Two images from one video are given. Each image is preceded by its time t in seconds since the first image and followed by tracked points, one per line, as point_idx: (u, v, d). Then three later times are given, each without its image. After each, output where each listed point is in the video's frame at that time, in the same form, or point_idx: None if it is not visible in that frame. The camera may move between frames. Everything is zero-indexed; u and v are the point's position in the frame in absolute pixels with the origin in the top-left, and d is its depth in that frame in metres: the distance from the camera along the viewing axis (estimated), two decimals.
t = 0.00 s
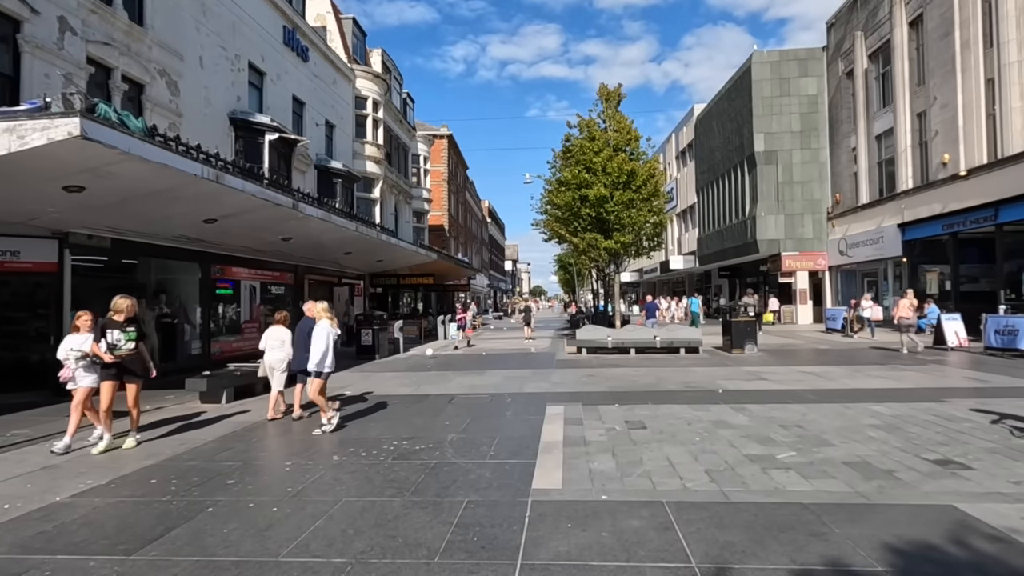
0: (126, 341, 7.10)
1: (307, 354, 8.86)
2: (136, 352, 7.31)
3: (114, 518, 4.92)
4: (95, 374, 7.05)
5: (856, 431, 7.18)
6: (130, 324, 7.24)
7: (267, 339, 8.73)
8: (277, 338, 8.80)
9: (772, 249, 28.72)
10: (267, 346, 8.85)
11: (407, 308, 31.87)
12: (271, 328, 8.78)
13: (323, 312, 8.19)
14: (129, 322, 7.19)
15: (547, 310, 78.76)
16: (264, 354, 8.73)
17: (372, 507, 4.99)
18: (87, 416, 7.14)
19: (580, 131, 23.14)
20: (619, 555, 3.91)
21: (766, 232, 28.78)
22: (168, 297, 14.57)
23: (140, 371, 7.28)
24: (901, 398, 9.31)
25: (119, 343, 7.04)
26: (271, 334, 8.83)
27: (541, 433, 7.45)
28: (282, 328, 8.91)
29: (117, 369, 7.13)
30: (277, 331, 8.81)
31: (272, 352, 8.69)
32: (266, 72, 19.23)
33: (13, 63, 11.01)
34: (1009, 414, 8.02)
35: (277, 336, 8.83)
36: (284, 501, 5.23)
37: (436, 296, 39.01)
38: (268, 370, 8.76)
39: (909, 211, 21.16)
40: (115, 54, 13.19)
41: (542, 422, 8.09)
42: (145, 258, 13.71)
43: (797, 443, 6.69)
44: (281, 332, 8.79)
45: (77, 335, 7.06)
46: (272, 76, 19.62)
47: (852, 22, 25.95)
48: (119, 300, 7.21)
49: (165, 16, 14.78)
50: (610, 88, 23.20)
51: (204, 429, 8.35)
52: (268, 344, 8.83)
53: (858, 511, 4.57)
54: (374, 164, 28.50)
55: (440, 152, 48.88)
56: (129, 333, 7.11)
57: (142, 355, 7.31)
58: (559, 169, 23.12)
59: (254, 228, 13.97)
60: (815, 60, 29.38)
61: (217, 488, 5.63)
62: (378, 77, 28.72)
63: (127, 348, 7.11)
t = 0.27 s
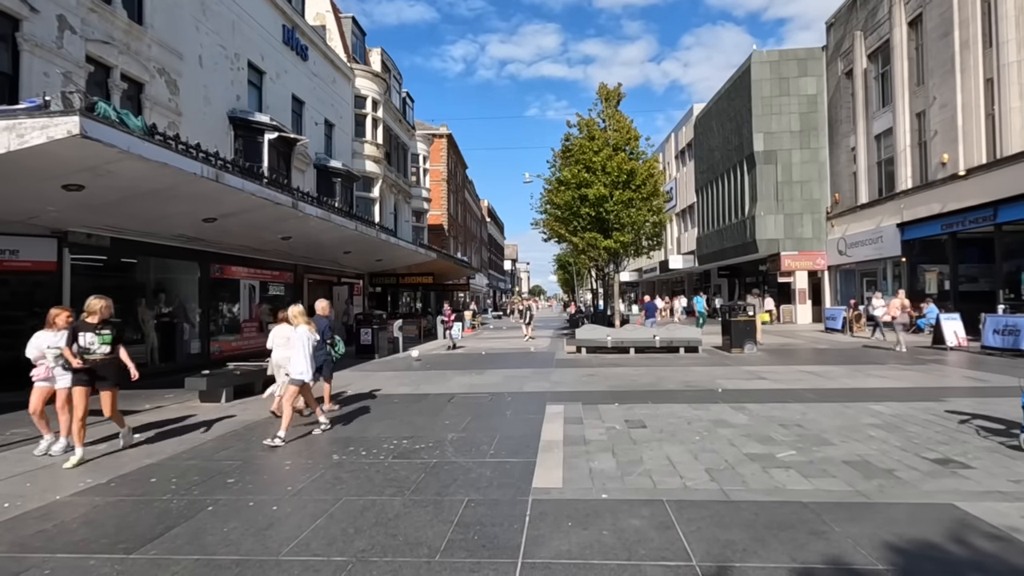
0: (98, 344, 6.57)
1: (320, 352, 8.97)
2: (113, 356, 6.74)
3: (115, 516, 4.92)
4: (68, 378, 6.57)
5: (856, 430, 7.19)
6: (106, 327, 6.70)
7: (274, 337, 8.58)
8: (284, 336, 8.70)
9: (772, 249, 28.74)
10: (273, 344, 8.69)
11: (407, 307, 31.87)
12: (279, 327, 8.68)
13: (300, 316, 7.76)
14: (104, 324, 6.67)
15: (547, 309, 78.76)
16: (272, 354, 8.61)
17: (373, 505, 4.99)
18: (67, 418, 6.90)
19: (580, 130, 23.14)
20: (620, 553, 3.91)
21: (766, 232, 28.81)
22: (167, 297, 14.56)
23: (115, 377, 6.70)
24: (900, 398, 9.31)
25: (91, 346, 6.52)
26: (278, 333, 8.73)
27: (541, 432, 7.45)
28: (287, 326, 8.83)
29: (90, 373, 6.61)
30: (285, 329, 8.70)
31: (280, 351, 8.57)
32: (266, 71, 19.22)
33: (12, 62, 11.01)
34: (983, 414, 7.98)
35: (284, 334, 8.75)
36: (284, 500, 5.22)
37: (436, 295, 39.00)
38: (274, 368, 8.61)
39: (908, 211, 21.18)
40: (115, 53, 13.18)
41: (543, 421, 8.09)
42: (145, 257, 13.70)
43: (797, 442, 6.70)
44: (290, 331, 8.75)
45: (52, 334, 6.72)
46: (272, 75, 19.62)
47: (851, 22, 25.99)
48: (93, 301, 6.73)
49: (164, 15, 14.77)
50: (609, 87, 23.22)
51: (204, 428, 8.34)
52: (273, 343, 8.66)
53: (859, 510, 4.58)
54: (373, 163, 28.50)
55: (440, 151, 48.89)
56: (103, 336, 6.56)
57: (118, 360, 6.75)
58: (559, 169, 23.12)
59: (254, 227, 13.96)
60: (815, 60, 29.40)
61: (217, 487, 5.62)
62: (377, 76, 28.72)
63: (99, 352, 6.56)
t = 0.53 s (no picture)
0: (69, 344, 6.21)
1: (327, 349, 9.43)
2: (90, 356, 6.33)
3: (115, 515, 4.92)
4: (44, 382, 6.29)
5: (854, 429, 7.21)
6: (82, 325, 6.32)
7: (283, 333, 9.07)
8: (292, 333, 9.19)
9: (770, 248, 28.77)
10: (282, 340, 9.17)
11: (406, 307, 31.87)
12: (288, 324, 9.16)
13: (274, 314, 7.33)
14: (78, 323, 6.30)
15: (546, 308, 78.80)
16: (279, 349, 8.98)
17: (372, 504, 4.99)
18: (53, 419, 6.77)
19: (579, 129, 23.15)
20: (619, 551, 3.92)
21: (764, 231, 28.84)
22: (166, 296, 14.54)
23: (90, 377, 6.26)
24: (898, 397, 9.34)
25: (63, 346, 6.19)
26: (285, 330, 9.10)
27: (540, 431, 7.46)
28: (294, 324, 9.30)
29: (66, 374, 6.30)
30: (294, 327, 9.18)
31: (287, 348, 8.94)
32: (265, 70, 19.20)
33: (10, 60, 10.97)
34: (952, 414, 8.01)
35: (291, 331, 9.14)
36: (283, 498, 5.22)
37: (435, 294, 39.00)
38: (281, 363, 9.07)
39: (907, 210, 21.22)
40: (113, 51, 13.14)
41: (542, 420, 8.11)
42: (143, 256, 13.68)
43: (795, 440, 6.71)
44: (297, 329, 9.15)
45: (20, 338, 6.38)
46: (270, 74, 19.59)
47: (850, 21, 26.01)
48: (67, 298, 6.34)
49: (163, 13, 14.73)
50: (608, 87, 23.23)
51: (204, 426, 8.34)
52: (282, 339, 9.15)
53: (856, 508, 4.59)
54: (373, 162, 28.49)
55: (439, 150, 48.88)
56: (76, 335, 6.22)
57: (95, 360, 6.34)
58: (558, 168, 23.13)
59: (253, 226, 13.95)
60: (814, 59, 29.42)
61: (217, 485, 5.63)
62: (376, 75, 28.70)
63: (73, 352, 6.21)
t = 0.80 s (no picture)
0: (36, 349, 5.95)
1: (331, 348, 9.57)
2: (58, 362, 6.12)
3: (113, 514, 4.90)
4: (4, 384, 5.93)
5: (854, 428, 7.20)
6: (51, 332, 6.16)
7: (286, 333, 9.50)
8: (296, 332, 9.56)
9: (770, 247, 28.77)
10: (287, 339, 9.60)
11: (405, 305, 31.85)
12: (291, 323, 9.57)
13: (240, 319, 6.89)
14: (48, 327, 6.15)
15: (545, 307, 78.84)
16: (286, 347, 9.47)
17: (372, 504, 4.97)
18: None
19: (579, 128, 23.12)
20: (619, 551, 3.91)
21: (764, 230, 28.84)
22: (165, 294, 14.52)
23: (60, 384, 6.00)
24: (898, 396, 9.33)
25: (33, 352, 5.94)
26: (291, 329, 9.61)
27: (540, 430, 7.44)
28: (300, 324, 9.65)
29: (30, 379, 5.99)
30: (298, 326, 9.56)
31: (291, 345, 9.38)
32: (264, 68, 19.16)
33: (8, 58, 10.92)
34: (924, 414, 7.99)
35: (297, 331, 9.62)
36: (283, 497, 5.21)
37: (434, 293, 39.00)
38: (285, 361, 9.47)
39: (906, 209, 21.24)
40: (112, 49, 13.10)
41: (542, 419, 8.10)
42: (142, 254, 13.64)
43: (795, 439, 6.70)
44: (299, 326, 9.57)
45: None
46: (270, 72, 19.54)
47: (850, 20, 26.01)
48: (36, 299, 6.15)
49: (162, 11, 14.68)
50: (608, 85, 23.21)
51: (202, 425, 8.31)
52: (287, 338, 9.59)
53: (856, 507, 4.59)
54: (372, 160, 28.45)
55: (439, 149, 48.83)
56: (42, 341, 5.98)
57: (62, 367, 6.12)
58: (558, 167, 23.11)
59: (252, 224, 13.91)
60: (814, 58, 29.40)
61: (215, 485, 5.61)
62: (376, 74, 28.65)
63: (41, 357, 5.96)
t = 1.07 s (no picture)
0: None
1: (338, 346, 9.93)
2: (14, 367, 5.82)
3: (109, 514, 4.89)
4: None
5: (851, 428, 7.21)
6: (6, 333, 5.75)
7: (296, 331, 9.91)
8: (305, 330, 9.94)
9: (769, 246, 28.79)
10: (298, 337, 10.00)
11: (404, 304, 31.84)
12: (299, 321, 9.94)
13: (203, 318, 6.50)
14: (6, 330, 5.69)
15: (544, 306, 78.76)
16: (295, 344, 9.86)
17: (368, 503, 4.97)
18: None
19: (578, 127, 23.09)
20: (616, 552, 3.90)
21: (763, 230, 28.84)
22: (163, 293, 14.49)
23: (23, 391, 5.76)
24: (896, 395, 9.33)
25: None
26: (301, 327, 9.99)
27: (538, 430, 7.43)
28: (310, 322, 10.03)
29: None
30: (307, 324, 9.92)
31: (301, 343, 9.78)
32: (262, 66, 19.11)
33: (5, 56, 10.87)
34: (889, 415, 8.00)
35: (306, 328, 9.99)
36: (279, 497, 5.20)
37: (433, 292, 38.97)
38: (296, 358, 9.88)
39: (905, 209, 21.26)
40: (110, 47, 13.06)
41: (540, 418, 8.10)
42: (140, 253, 13.62)
43: (793, 439, 6.71)
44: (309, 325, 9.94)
45: None
46: (268, 70, 19.50)
47: (849, 20, 26.00)
48: None
49: (159, 9, 14.64)
50: (607, 84, 23.17)
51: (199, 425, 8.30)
52: (298, 335, 10.00)
53: (853, 508, 4.59)
54: (371, 159, 28.42)
55: (438, 148, 48.76)
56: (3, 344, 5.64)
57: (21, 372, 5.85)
58: (556, 166, 23.08)
59: (250, 223, 13.88)
60: (813, 58, 29.38)
61: (213, 485, 5.60)
62: (374, 72, 28.60)
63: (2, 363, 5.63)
